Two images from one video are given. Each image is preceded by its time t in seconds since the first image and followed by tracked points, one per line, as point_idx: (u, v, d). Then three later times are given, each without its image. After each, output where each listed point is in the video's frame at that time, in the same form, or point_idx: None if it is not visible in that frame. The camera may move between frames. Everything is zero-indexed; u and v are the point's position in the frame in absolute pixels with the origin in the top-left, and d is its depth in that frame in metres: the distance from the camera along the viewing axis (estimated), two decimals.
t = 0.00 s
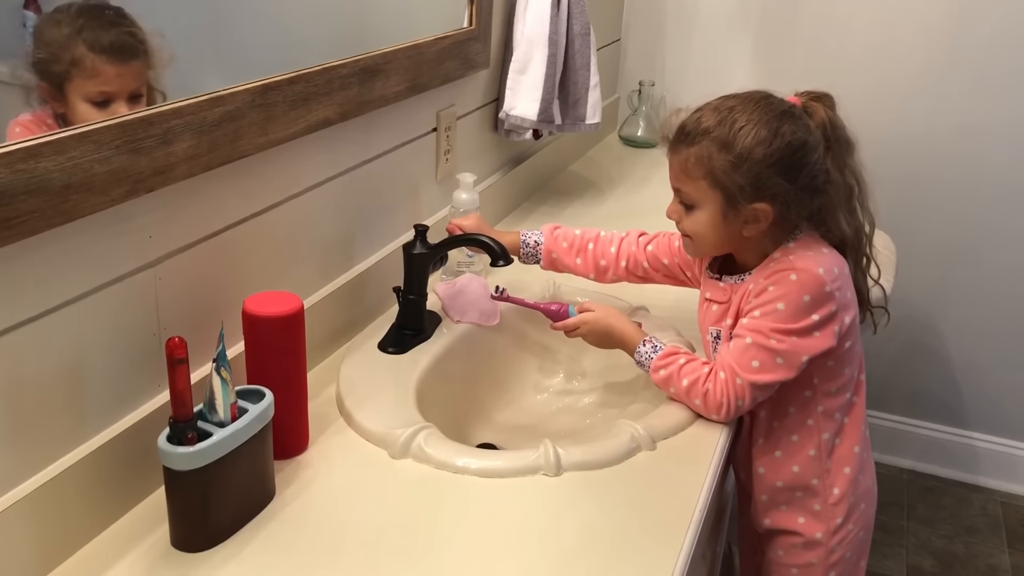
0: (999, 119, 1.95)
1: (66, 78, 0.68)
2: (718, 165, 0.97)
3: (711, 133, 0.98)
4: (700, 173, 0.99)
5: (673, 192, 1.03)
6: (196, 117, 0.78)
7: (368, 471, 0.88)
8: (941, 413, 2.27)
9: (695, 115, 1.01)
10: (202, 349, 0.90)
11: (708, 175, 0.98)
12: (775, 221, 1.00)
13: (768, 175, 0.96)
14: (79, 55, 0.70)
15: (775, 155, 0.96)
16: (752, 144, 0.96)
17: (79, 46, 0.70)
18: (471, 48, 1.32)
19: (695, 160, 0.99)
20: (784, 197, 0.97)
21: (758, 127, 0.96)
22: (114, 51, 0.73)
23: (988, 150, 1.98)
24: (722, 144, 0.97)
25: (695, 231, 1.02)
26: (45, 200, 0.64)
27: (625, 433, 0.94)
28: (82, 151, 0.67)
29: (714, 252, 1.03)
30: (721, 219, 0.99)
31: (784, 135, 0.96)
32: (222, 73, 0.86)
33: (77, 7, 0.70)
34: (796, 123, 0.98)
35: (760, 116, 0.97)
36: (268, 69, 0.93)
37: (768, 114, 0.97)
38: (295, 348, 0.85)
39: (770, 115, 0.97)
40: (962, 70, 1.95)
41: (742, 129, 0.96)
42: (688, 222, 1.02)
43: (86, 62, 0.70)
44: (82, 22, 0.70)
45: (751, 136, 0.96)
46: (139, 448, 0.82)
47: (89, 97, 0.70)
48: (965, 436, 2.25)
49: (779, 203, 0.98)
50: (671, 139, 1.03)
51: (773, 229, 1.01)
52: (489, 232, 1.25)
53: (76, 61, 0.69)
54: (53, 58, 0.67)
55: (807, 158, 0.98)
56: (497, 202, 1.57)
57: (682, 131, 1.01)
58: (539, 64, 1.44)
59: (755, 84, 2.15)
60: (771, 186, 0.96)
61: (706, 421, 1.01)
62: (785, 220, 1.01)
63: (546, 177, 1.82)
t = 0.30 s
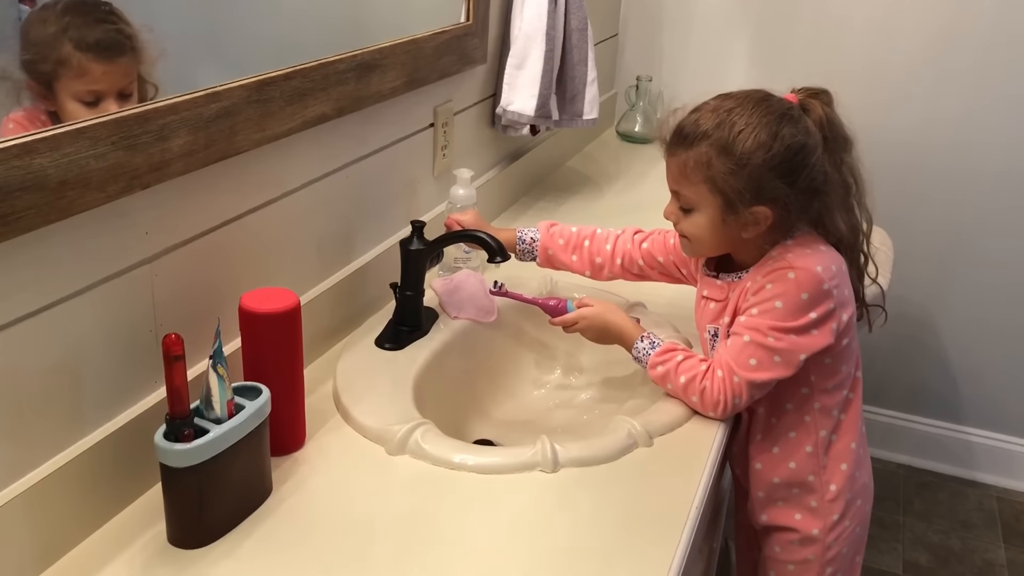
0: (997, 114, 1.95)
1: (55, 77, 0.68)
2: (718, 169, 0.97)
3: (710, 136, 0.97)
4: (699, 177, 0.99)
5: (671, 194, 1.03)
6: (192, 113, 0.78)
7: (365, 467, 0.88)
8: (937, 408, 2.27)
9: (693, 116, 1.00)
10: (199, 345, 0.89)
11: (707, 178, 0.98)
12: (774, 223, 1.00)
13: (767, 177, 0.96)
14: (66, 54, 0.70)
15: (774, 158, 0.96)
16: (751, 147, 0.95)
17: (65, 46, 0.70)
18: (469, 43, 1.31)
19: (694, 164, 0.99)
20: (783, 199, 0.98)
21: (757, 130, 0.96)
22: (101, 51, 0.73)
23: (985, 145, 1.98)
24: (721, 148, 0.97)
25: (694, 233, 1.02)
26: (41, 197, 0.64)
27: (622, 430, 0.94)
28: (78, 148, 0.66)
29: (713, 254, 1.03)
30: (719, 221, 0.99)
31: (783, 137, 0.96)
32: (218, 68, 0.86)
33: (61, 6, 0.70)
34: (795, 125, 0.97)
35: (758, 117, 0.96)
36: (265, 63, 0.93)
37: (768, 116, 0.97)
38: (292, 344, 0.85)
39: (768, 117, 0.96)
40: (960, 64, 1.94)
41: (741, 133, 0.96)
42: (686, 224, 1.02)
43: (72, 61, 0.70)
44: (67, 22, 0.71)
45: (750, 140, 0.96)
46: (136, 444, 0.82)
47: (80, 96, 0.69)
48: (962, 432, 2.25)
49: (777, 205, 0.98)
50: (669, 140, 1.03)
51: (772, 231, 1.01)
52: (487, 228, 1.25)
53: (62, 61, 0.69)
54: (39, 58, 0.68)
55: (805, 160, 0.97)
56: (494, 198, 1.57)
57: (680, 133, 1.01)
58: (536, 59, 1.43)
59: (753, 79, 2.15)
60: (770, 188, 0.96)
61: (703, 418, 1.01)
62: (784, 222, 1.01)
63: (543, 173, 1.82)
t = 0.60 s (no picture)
0: (994, 111, 1.95)
1: (49, 77, 0.68)
2: (713, 169, 0.97)
3: (704, 136, 0.97)
4: (694, 177, 0.98)
5: (667, 195, 1.03)
6: (189, 110, 0.78)
7: (363, 464, 0.88)
8: (934, 404, 2.28)
9: (686, 116, 1.00)
10: (195, 343, 0.89)
11: (702, 178, 0.98)
12: (771, 221, 1.00)
13: (762, 176, 0.96)
14: (60, 54, 0.70)
15: (768, 156, 0.96)
16: (745, 146, 0.95)
17: (59, 45, 0.70)
18: (466, 40, 1.31)
19: (689, 164, 0.98)
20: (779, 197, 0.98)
21: (751, 130, 0.96)
22: (95, 51, 0.73)
23: (981, 141, 1.99)
24: (716, 148, 0.97)
25: (690, 233, 1.02)
26: (36, 195, 0.64)
27: (620, 426, 0.95)
28: (75, 145, 0.66)
29: (710, 253, 1.03)
30: (716, 221, 0.99)
31: (777, 135, 0.96)
32: (214, 65, 0.85)
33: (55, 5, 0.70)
34: (789, 122, 0.97)
35: (752, 116, 0.96)
36: (261, 59, 0.92)
37: (761, 115, 0.96)
38: (290, 342, 0.85)
39: (762, 115, 0.96)
40: (956, 61, 1.94)
41: (736, 132, 0.96)
42: (683, 224, 1.02)
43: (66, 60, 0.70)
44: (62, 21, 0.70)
45: (745, 140, 0.96)
46: (133, 443, 0.81)
47: (76, 95, 0.69)
48: (958, 427, 2.26)
49: (774, 203, 0.98)
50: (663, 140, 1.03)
51: (768, 228, 1.01)
52: (484, 224, 1.24)
53: (57, 61, 0.69)
54: (34, 58, 0.67)
55: (799, 157, 0.97)
56: (492, 194, 1.57)
57: (674, 133, 1.01)
58: (533, 55, 1.43)
59: (749, 76, 2.15)
60: (766, 187, 0.96)
61: (700, 415, 1.01)
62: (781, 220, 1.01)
63: (540, 169, 1.81)
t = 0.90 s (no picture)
0: (990, 108, 1.96)
1: (39, 78, 0.67)
2: (712, 170, 0.97)
3: (703, 138, 0.97)
4: (693, 178, 0.98)
5: (666, 196, 1.03)
6: (184, 108, 0.78)
7: (360, 463, 0.88)
8: (930, 401, 2.28)
9: (684, 117, 1.00)
10: (192, 342, 0.89)
11: (701, 180, 0.98)
12: (770, 222, 1.00)
13: (761, 178, 0.96)
14: (49, 55, 0.68)
15: (767, 158, 0.96)
16: (744, 147, 0.95)
17: (48, 46, 0.68)
18: (462, 38, 1.31)
19: (688, 166, 0.98)
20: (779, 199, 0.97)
21: (750, 131, 0.96)
22: (85, 51, 0.71)
23: (977, 138, 1.99)
24: (715, 149, 0.96)
25: (689, 234, 1.02)
26: (31, 194, 0.64)
27: (616, 424, 0.95)
28: (69, 144, 0.66)
29: (709, 253, 1.03)
30: (715, 222, 0.99)
31: (776, 136, 0.96)
32: (210, 62, 0.85)
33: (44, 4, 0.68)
34: (788, 123, 0.97)
35: (751, 117, 0.96)
36: (257, 56, 0.92)
37: (760, 116, 0.96)
38: (287, 340, 0.85)
39: (761, 116, 0.96)
40: (952, 58, 1.95)
41: (735, 134, 0.96)
42: (682, 225, 1.02)
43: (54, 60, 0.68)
44: (52, 20, 0.68)
45: (744, 141, 0.95)
46: (129, 441, 0.81)
47: (68, 95, 0.68)
48: (955, 424, 2.26)
49: (773, 205, 0.98)
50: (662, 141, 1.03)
51: (768, 230, 1.01)
52: (481, 221, 1.24)
53: (46, 61, 0.67)
54: (24, 59, 0.65)
55: (798, 159, 0.97)
56: (488, 191, 1.57)
57: (673, 134, 1.01)
58: (530, 53, 1.43)
59: (745, 73, 2.15)
60: (765, 189, 0.96)
61: (697, 413, 1.01)
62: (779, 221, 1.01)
63: (536, 167, 1.81)
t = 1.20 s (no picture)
0: (988, 106, 1.96)
1: (33, 78, 0.66)
2: (713, 172, 0.97)
3: (704, 140, 0.97)
4: (695, 179, 0.98)
5: (667, 195, 1.03)
6: (182, 107, 0.77)
7: (359, 462, 0.88)
8: (929, 398, 2.29)
9: (686, 116, 1.00)
10: (190, 341, 0.89)
11: (703, 181, 0.98)
12: (772, 223, 1.00)
13: (763, 179, 0.96)
14: (41, 55, 0.68)
15: (769, 160, 0.95)
16: (745, 149, 0.95)
17: (40, 46, 0.68)
18: (460, 36, 1.31)
19: (689, 167, 0.98)
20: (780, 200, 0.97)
21: (751, 133, 0.95)
22: (76, 50, 0.71)
23: (975, 136, 1.99)
24: (716, 151, 0.96)
25: (691, 234, 1.02)
26: (30, 193, 0.64)
27: (615, 422, 0.95)
28: (68, 143, 0.66)
29: (710, 253, 1.04)
30: (717, 223, 0.99)
31: (778, 138, 0.95)
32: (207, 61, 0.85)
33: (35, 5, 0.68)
34: (790, 124, 0.96)
35: (753, 119, 0.96)
36: (255, 55, 0.92)
37: (762, 117, 0.96)
38: (285, 338, 0.85)
39: (763, 117, 0.96)
40: (950, 56, 1.95)
41: (736, 135, 0.96)
42: (683, 225, 1.02)
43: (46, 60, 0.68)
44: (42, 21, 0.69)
45: (745, 143, 0.95)
46: (128, 441, 0.81)
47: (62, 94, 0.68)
48: (953, 421, 2.27)
49: (775, 206, 0.98)
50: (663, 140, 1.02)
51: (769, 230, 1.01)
52: (479, 218, 1.24)
53: (38, 61, 0.67)
54: (16, 60, 0.66)
55: (800, 160, 0.97)
56: (487, 189, 1.57)
57: (674, 133, 1.00)
58: (528, 52, 1.43)
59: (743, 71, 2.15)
60: (766, 191, 0.96)
61: (695, 411, 1.01)
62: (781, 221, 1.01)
63: (535, 165, 1.81)
